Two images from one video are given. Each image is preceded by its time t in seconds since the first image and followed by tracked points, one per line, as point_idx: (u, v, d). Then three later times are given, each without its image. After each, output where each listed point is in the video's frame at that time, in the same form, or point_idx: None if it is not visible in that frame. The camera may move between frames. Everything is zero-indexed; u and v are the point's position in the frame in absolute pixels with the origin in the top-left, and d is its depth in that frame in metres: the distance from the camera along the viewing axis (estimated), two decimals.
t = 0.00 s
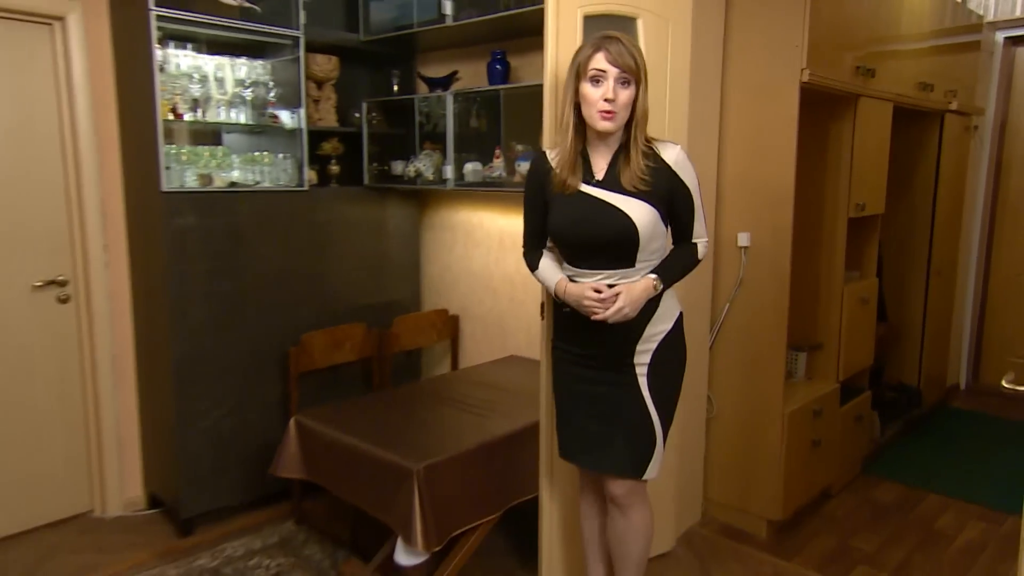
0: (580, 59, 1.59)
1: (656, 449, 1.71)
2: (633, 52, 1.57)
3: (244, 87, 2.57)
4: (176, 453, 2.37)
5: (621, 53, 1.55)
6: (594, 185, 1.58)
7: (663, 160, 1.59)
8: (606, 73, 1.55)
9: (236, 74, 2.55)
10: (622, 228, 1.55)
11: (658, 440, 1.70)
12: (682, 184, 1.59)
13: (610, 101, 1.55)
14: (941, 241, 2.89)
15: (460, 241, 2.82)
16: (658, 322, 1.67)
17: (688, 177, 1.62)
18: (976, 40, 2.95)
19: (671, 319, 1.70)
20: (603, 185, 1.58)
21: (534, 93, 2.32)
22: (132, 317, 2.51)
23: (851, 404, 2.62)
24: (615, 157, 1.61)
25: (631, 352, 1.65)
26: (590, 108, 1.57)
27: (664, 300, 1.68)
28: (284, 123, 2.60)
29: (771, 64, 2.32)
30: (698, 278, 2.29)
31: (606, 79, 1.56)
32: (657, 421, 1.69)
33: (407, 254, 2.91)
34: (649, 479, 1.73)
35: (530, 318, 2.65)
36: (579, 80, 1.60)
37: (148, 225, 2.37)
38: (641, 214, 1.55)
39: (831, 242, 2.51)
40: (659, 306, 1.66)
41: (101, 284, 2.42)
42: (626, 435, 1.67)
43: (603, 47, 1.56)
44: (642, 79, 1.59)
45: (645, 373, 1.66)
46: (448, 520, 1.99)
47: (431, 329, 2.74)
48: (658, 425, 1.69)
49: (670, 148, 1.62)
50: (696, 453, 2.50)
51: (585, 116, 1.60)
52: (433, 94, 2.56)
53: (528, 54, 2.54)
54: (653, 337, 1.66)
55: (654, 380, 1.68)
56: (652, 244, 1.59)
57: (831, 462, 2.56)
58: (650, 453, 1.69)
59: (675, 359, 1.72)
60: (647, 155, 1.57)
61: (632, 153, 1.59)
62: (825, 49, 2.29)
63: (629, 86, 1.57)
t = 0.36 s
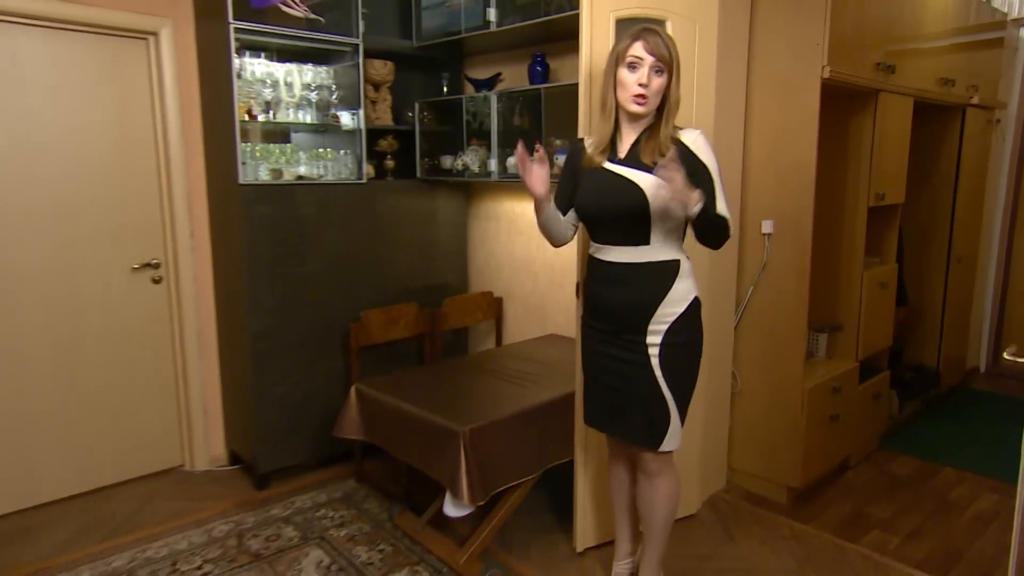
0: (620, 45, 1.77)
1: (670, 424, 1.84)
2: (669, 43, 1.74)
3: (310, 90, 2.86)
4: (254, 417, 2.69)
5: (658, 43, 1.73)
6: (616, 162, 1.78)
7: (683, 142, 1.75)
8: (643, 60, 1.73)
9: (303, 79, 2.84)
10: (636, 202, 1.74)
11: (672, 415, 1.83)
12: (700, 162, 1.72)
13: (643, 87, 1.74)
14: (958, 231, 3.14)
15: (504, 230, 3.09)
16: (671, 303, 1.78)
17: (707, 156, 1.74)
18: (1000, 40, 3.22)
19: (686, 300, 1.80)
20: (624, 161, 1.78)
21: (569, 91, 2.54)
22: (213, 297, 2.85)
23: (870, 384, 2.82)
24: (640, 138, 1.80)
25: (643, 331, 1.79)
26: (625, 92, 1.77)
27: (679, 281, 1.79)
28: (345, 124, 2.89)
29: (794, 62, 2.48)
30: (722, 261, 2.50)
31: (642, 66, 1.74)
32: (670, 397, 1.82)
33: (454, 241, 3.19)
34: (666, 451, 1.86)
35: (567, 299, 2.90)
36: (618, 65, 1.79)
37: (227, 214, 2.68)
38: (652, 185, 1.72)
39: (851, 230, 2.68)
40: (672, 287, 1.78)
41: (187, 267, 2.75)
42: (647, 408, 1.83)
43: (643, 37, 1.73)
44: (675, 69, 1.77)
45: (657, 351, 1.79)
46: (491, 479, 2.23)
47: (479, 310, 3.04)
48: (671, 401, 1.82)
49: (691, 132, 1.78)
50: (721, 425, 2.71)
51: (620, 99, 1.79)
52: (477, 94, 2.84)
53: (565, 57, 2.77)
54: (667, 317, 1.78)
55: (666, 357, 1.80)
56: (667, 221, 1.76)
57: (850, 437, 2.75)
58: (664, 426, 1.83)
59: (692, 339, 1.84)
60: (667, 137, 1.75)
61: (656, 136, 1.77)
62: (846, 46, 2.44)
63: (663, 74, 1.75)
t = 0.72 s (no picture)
0: (637, 59, 1.91)
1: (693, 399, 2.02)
2: (685, 53, 1.87)
3: (350, 91, 3.09)
4: (301, 392, 2.95)
5: (673, 55, 1.85)
6: (644, 163, 1.94)
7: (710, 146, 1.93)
8: (659, 73, 1.87)
9: (344, 80, 3.06)
10: (668, 200, 1.88)
11: (694, 390, 2.01)
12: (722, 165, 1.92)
13: (662, 98, 1.87)
14: (961, 224, 3.50)
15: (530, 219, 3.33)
16: (694, 289, 1.97)
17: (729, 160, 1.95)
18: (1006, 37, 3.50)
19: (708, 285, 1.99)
20: (654, 167, 1.93)
21: (592, 89, 2.72)
22: (262, 282, 3.12)
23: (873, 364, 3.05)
24: (664, 143, 1.96)
25: (670, 315, 1.97)
26: (645, 104, 1.91)
27: (702, 268, 1.98)
28: (383, 122, 3.15)
29: (804, 61, 2.62)
30: (734, 249, 2.67)
31: (659, 78, 1.87)
32: (694, 375, 2.00)
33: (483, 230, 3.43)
34: (688, 422, 2.04)
35: (588, 284, 3.11)
36: (637, 77, 1.93)
37: (275, 206, 2.91)
38: (683, 190, 1.88)
39: (857, 220, 2.87)
40: (696, 273, 1.97)
41: (240, 255, 3.03)
42: (667, 385, 1.99)
43: (659, 50, 1.86)
44: (691, 76, 1.89)
45: (684, 332, 1.97)
46: (517, 453, 2.35)
47: (507, 295, 3.28)
48: (695, 378, 2.00)
49: (715, 135, 1.97)
50: (732, 403, 2.90)
51: (641, 110, 1.94)
52: (506, 92, 3.07)
53: (588, 56, 2.95)
54: (691, 302, 1.97)
55: (691, 338, 1.98)
56: (692, 220, 1.92)
57: (853, 413, 2.96)
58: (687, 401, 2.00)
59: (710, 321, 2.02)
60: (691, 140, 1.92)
61: (683, 140, 1.93)
62: (853, 45, 2.58)
63: (679, 82, 1.88)
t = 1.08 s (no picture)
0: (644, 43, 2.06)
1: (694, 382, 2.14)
2: (682, 35, 1.98)
3: (370, 90, 3.24)
4: (324, 376, 3.12)
5: (670, 36, 1.98)
6: (650, 155, 2.06)
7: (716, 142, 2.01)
8: (655, 52, 2.00)
9: (364, 80, 3.22)
10: (669, 196, 2.00)
11: (695, 375, 2.13)
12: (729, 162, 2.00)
13: (656, 75, 2.00)
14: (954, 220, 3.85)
15: (542, 212, 3.48)
16: (694, 279, 2.09)
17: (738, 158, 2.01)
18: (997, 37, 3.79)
19: (708, 275, 2.11)
20: (658, 157, 2.04)
21: (600, 88, 2.84)
22: (286, 272, 3.30)
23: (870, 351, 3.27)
24: (672, 130, 2.06)
25: (670, 303, 2.10)
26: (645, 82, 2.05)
27: (702, 260, 2.09)
28: (401, 120, 3.29)
29: (804, 60, 2.73)
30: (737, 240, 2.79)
31: (655, 58, 2.00)
32: (695, 360, 2.12)
33: (496, 223, 3.60)
34: (690, 406, 2.16)
35: (597, 275, 3.26)
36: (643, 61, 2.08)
37: (299, 199, 3.06)
38: (684, 183, 1.99)
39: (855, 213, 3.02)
40: (697, 264, 2.09)
41: (266, 246, 3.21)
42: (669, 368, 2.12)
43: (658, 32, 2.00)
44: (689, 57, 1.99)
45: (684, 319, 2.09)
46: (529, 433, 2.48)
47: (519, 285, 3.45)
48: (696, 363, 2.13)
49: (722, 130, 2.04)
50: (734, 388, 3.03)
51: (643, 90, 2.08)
52: (518, 91, 3.21)
53: (596, 55, 3.08)
54: (692, 291, 2.09)
55: (691, 326, 2.10)
56: (694, 212, 2.03)
57: (849, 396, 3.15)
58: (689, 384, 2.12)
59: (711, 309, 2.15)
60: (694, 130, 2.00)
61: (685, 128, 2.02)
62: (851, 44, 2.68)
63: (675, 61, 1.99)
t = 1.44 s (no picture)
0: (649, 52, 2.08)
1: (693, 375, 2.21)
2: (692, 48, 2.03)
3: (376, 91, 3.33)
4: (333, 370, 3.20)
5: (681, 50, 2.02)
6: (653, 149, 2.13)
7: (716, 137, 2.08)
8: (667, 67, 2.04)
9: (371, 82, 3.31)
10: (670, 184, 2.07)
11: (694, 369, 2.20)
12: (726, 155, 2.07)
13: (669, 90, 2.06)
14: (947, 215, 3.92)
15: (545, 210, 3.56)
16: (694, 274, 2.15)
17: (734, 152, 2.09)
18: (985, 39, 3.92)
19: (708, 270, 2.17)
20: (660, 150, 2.12)
21: (601, 88, 2.91)
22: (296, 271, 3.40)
23: (865, 344, 3.35)
24: (672, 129, 2.14)
25: (670, 298, 2.16)
26: (654, 93, 2.09)
27: (702, 255, 2.16)
28: (406, 121, 3.37)
29: (801, 60, 2.80)
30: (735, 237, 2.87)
31: (667, 71, 2.05)
32: (692, 354, 2.19)
33: (500, 221, 3.68)
34: (689, 401, 2.23)
35: (599, 271, 3.33)
36: (649, 70, 2.11)
37: (309, 198, 3.15)
38: (684, 172, 2.06)
39: (852, 210, 3.10)
40: (696, 259, 2.15)
41: (277, 245, 3.31)
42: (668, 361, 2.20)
43: (668, 44, 2.04)
44: (698, 69, 2.06)
45: (683, 314, 2.16)
46: (533, 425, 2.56)
47: (522, 281, 3.53)
48: (693, 358, 2.20)
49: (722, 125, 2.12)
50: (733, 381, 3.11)
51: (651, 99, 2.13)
52: (520, 91, 3.28)
53: (598, 56, 3.15)
54: (692, 286, 2.15)
55: (689, 321, 2.17)
56: (694, 204, 2.10)
57: (845, 389, 3.23)
58: (688, 376, 2.19)
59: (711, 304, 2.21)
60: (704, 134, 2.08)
61: (690, 126, 2.10)
62: (847, 44, 2.75)
63: (686, 74, 2.05)
